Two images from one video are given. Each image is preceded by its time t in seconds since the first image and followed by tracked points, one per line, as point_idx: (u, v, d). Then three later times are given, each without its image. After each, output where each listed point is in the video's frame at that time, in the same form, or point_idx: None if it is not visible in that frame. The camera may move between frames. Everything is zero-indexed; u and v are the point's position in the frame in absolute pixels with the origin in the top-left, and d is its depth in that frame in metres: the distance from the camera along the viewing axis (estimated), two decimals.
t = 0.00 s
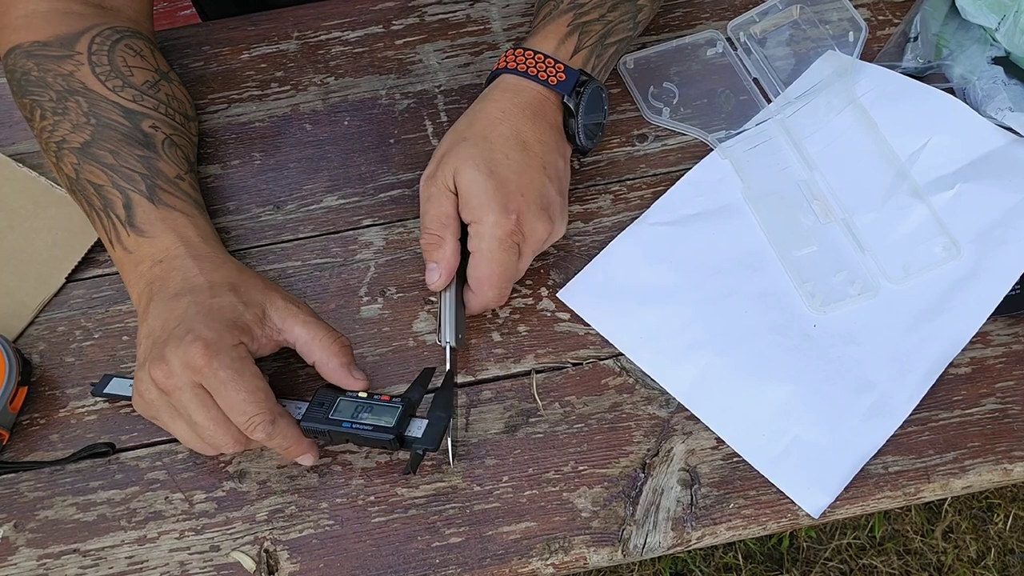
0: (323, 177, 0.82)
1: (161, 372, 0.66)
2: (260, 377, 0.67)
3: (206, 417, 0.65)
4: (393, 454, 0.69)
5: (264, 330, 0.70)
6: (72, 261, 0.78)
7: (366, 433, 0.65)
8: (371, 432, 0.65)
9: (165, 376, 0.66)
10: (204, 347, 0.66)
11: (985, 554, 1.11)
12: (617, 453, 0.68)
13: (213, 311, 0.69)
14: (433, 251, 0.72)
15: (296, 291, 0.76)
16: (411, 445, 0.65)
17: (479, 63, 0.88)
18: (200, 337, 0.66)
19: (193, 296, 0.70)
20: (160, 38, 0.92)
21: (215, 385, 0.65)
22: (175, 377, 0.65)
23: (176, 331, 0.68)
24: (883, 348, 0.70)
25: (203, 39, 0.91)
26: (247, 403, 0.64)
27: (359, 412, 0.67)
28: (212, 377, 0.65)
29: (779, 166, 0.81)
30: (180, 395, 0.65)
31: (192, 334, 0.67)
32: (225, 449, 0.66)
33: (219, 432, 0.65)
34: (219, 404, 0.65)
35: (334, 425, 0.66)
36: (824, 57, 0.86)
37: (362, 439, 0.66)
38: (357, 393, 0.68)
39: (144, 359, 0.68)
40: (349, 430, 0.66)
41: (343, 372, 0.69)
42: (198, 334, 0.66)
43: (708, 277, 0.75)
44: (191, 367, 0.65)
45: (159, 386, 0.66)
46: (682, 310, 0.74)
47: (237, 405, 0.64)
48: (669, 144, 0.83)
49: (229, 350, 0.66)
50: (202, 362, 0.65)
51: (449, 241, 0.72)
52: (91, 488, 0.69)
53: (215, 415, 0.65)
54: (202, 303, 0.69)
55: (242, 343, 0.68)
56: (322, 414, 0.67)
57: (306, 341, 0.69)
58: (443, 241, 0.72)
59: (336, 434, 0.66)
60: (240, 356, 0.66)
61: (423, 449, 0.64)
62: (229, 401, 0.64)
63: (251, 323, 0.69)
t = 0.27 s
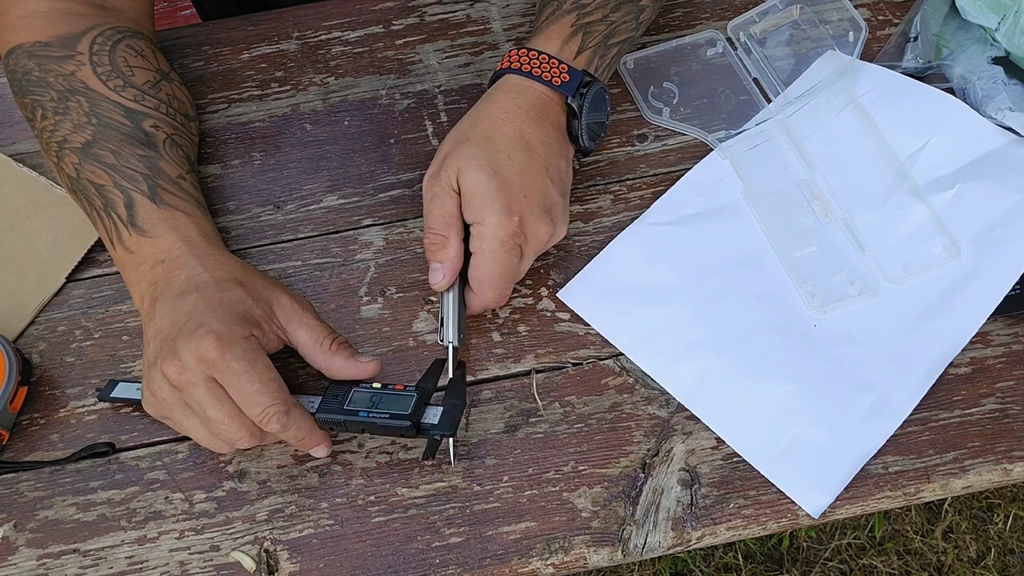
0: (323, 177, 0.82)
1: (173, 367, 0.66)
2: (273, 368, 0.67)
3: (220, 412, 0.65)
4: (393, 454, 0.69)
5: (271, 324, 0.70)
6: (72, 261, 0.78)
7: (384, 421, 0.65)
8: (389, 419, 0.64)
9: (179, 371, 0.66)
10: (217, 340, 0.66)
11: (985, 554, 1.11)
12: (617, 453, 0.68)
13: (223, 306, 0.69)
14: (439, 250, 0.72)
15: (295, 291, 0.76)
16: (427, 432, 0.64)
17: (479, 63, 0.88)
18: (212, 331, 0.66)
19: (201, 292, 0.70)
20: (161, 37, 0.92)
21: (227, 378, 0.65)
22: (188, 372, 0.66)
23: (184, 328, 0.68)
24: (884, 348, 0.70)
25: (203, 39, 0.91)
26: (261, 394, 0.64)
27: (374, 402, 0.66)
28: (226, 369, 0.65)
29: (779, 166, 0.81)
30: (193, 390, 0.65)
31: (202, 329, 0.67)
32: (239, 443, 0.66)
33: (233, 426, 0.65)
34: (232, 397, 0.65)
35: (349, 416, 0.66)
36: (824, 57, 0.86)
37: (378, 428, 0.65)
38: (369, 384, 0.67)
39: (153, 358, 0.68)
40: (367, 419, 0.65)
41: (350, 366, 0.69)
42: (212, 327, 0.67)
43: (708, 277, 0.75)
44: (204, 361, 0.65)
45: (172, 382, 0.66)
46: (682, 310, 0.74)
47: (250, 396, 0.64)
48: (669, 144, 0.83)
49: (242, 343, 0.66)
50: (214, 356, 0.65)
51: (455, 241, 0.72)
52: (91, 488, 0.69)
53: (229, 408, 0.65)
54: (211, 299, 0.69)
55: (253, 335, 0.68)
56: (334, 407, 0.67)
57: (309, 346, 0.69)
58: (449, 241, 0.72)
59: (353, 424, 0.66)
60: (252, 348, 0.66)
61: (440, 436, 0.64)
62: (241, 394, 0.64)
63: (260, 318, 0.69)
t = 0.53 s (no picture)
0: (323, 177, 0.82)
1: (173, 367, 0.66)
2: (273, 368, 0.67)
3: (219, 412, 0.65)
4: (393, 454, 0.69)
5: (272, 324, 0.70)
6: (72, 261, 0.78)
7: (389, 422, 0.65)
8: (394, 420, 0.64)
9: (177, 371, 0.66)
10: (216, 340, 0.65)
11: (985, 554, 1.11)
12: (617, 453, 0.68)
13: (221, 306, 0.69)
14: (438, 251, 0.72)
15: (295, 291, 0.76)
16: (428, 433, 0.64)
17: (479, 63, 0.88)
18: (211, 330, 0.66)
19: (199, 293, 0.70)
20: (161, 37, 0.92)
21: (226, 378, 0.64)
22: (187, 372, 0.65)
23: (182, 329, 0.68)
24: (884, 348, 0.70)
25: (203, 39, 0.91)
26: (262, 392, 0.64)
27: (377, 402, 0.66)
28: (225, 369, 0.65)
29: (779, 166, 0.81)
30: (192, 390, 0.65)
31: (202, 330, 0.67)
32: (238, 443, 0.66)
33: (233, 425, 0.65)
34: (232, 396, 0.65)
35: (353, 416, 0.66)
36: (824, 57, 0.86)
37: (382, 428, 0.66)
38: (374, 384, 0.67)
39: (152, 357, 0.68)
40: (371, 420, 0.65)
41: (353, 363, 0.68)
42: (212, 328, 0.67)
43: (708, 277, 0.75)
44: (203, 361, 0.65)
45: (171, 381, 0.66)
46: (682, 310, 0.74)
47: (252, 393, 0.64)
48: (669, 144, 0.83)
49: (241, 343, 0.66)
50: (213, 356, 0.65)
51: (455, 240, 0.72)
52: (91, 488, 0.69)
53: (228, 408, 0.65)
54: (209, 299, 0.69)
55: (252, 336, 0.68)
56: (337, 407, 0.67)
57: (307, 352, 0.69)
58: (448, 241, 0.72)
59: (357, 425, 0.66)
60: (251, 348, 0.66)
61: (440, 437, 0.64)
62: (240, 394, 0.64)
63: (259, 320, 0.69)
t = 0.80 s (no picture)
0: (323, 177, 0.82)
1: (172, 370, 0.66)
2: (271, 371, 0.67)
3: (217, 415, 0.65)
4: (393, 454, 0.69)
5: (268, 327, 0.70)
6: (71, 261, 0.78)
7: (386, 423, 0.65)
8: (391, 421, 0.64)
9: (175, 376, 0.66)
10: (214, 344, 0.66)
11: (985, 554, 1.11)
12: (617, 453, 0.68)
13: (218, 310, 0.69)
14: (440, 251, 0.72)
15: (295, 291, 0.76)
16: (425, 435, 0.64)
17: (479, 63, 0.89)
18: (209, 334, 0.66)
19: (197, 296, 0.70)
20: (160, 37, 0.92)
21: (225, 381, 0.64)
22: (186, 375, 0.66)
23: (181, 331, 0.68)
24: (883, 348, 0.70)
25: (203, 39, 0.91)
26: (259, 396, 0.64)
27: (376, 402, 0.66)
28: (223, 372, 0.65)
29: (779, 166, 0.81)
30: (191, 394, 0.65)
31: (199, 334, 0.67)
32: (238, 447, 0.66)
33: (231, 429, 0.65)
34: (230, 400, 0.65)
35: (351, 417, 0.66)
36: (824, 57, 0.86)
37: (380, 429, 0.65)
38: (370, 384, 0.67)
39: (151, 360, 0.68)
40: (369, 421, 0.65)
41: (350, 365, 0.68)
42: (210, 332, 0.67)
43: (708, 278, 0.75)
44: (201, 365, 0.65)
45: (169, 385, 0.66)
46: (682, 310, 0.74)
47: (251, 397, 0.64)
48: (669, 144, 0.83)
49: (238, 347, 0.66)
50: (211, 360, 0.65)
51: (459, 241, 0.72)
52: (91, 488, 0.69)
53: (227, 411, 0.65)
54: (208, 302, 0.70)
55: (249, 339, 0.68)
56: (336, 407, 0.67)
57: (305, 355, 0.69)
58: (451, 241, 0.72)
59: (355, 425, 0.66)
60: (249, 352, 0.66)
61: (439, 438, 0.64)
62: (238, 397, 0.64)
63: (257, 323, 0.69)
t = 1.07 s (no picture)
0: (323, 177, 0.82)
1: (170, 372, 0.66)
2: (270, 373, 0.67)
3: (216, 417, 0.65)
4: (393, 454, 0.69)
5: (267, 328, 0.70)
6: (71, 261, 0.78)
7: (383, 424, 0.65)
8: (389, 422, 0.64)
9: (173, 377, 0.66)
10: (212, 345, 0.66)
11: (985, 554, 1.11)
12: (617, 453, 0.68)
13: (216, 311, 0.69)
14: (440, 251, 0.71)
15: (295, 291, 0.76)
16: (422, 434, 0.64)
17: (479, 63, 0.89)
18: (208, 335, 0.66)
19: (195, 297, 0.70)
20: (160, 37, 0.92)
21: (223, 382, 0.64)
22: (184, 377, 0.66)
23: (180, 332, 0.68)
24: (883, 348, 0.70)
25: (203, 39, 0.91)
26: (257, 398, 0.64)
27: (375, 403, 0.66)
28: (221, 374, 0.65)
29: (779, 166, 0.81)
30: (189, 396, 0.65)
31: (196, 335, 0.67)
32: (236, 448, 0.66)
33: (229, 430, 0.65)
34: (228, 401, 0.65)
35: (349, 418, 0.66)
36: (824, 57, 0.86)
37: (377, 430, 0.65)
38: (369, 384, 0.67)
39: (149, 362, 0.68)
40: (366, 422, 0.65)
41: (347, 366, 0.68)
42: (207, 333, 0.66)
43: (708, 277, 0.75)
44: (199, 367, 0.65)
45: (167, 386, 0.66)
46: (682, 310, 0.74)
47: (248, 399, 0.64)
48: (669, 144, 0.83)
49: (236, 348, 0.66)
50: (209, 361, 0.65)
51: (459, 241, 0.72)
52: (91, 488, 0.69)
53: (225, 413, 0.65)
54: (206, 303, 0.69)
55: (248, 341, 0.68)
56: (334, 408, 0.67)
57: (304, 355, 0.69)
58: (451, 241, 0.72)
59: (352, 426, 0.66)
60: (247, 353, 0.66)
61: (436, 438, 0.63)
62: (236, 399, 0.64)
63: (256, 324, 0.69)
